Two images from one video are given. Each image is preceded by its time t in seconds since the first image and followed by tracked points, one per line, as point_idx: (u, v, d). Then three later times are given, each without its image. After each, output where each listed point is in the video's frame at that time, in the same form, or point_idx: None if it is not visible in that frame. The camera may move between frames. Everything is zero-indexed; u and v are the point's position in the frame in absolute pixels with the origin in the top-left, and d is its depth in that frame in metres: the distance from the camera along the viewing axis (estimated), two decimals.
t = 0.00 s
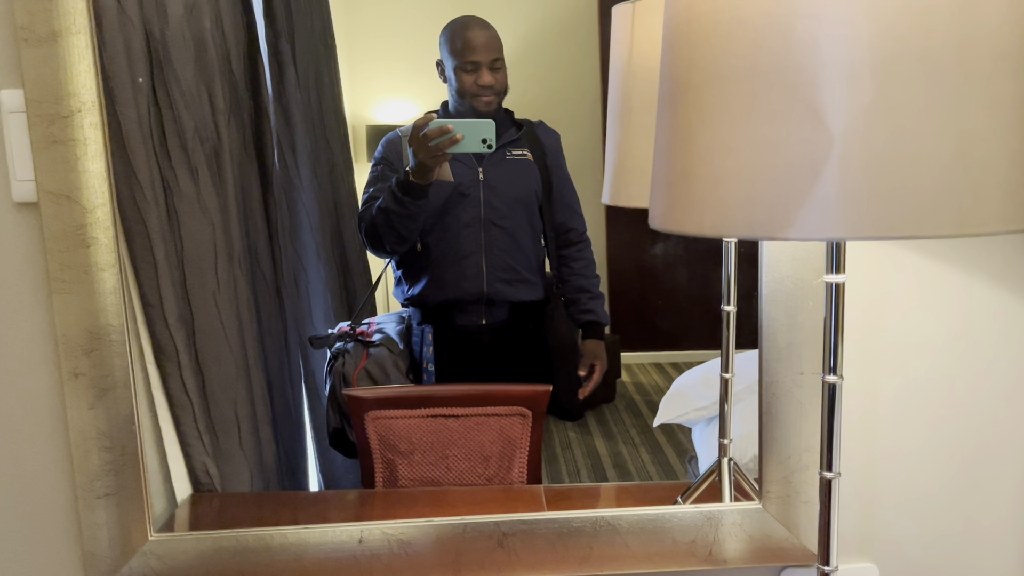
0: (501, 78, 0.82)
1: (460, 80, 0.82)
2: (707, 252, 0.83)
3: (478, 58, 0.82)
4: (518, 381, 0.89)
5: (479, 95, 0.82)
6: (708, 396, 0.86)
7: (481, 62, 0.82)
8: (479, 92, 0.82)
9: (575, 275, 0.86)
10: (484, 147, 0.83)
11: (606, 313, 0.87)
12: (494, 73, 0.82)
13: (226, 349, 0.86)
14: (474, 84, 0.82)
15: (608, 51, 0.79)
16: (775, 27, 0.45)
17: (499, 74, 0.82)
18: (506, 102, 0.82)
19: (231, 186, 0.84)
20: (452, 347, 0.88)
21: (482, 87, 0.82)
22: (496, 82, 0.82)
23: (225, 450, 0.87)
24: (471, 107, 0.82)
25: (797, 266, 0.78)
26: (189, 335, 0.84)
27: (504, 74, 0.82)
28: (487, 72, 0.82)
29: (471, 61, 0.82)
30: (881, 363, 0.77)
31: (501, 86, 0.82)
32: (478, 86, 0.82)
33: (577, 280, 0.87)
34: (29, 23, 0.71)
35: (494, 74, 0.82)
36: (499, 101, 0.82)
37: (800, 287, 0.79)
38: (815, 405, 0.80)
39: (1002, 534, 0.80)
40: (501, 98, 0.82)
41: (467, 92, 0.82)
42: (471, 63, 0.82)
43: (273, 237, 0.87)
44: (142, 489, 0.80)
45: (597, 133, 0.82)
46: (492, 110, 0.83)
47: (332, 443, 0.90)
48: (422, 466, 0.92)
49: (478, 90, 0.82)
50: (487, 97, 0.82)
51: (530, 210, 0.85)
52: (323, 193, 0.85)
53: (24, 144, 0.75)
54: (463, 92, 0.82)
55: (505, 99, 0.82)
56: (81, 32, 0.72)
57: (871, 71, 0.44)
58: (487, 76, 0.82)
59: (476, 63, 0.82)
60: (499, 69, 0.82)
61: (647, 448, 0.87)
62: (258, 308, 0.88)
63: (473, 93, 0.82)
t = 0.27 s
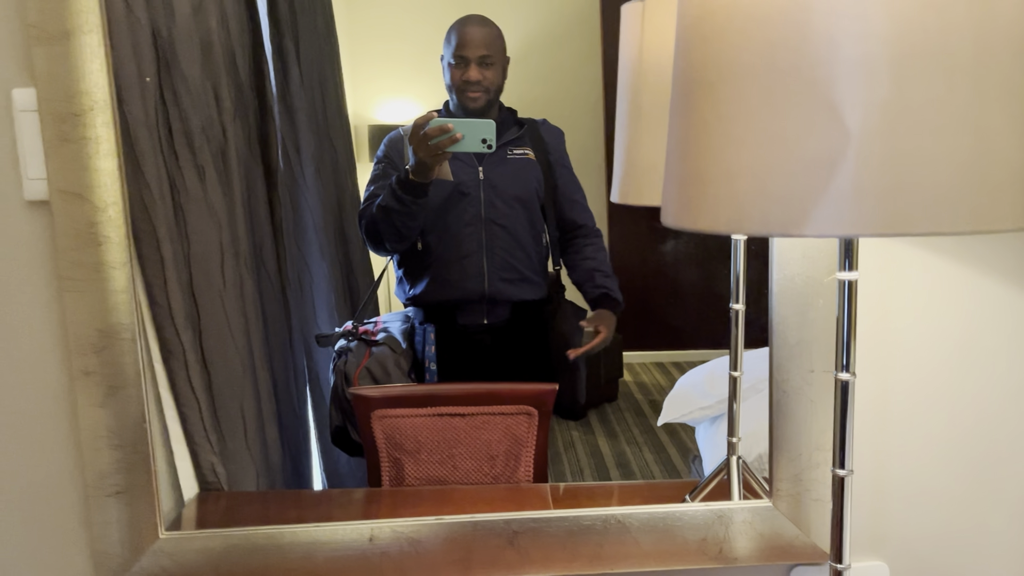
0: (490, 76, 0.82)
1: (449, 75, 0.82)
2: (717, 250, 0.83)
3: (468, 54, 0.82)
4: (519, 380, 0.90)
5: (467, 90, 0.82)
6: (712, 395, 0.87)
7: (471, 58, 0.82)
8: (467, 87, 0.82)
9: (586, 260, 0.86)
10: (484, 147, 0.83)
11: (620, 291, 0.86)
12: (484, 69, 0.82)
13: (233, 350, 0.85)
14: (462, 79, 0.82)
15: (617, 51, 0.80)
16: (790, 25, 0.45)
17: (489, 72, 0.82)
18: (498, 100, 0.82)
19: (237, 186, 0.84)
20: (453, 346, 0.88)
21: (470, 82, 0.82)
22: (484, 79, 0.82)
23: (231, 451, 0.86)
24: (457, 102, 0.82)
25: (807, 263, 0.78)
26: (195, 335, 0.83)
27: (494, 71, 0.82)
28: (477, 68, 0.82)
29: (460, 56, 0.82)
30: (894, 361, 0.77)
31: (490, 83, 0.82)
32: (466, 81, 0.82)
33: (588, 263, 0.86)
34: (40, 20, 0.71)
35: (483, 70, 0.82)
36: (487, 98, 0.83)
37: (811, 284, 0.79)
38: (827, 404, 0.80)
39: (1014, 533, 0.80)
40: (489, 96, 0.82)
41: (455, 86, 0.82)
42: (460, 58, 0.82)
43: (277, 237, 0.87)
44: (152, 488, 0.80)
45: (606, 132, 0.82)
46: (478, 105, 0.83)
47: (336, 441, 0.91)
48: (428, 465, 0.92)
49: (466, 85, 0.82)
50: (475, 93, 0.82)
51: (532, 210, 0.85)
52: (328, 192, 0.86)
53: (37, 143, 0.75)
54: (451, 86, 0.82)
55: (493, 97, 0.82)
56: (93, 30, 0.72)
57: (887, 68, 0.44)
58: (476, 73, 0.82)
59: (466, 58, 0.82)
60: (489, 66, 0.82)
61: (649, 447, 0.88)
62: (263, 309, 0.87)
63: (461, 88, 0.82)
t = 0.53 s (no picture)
0: (492, 76, 0.82)
1: (453, 75, 0.82)
2: (730, 248, 0.83)
3: (471, 54, 0.82)
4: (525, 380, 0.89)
5: (469, 90, 0.82)
6: (720, 395, 0.86)
7: (474, 58, 0.82)
8: (469, 87, 0.82)
9: (596, 271, 0.86)
10: (487, 148, 0.83)
11: (631, 306, 0.87)
12: (487, 69, 0.82)
13: (244, 348, 0.86)
14: (465, 79, 0.82)
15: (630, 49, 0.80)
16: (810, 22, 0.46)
17: (491, 72, 0.82)
18: (502, 101, 0.83)
19: (248, 186, 0.84)
20: (457, 346, 0.88)
21: (473, 82, 0.82)
22: (487, 79, 0.82)
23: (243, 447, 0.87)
24: (460, 101, 0.82)
25: (821, 261, 0.79)
26: (207, 333, 0.84)
27: (497, 71, 0.82)
28: (479, 67, 0.82)
29: (463, 55, 0.82)
30: (908, 359, 0.77)
31: (492, 83, 0.82)
32: (469, 80, 0.82)
33: (599, 275, 0.86)
34: (61, 21, 0.73)
35: (486, 70, 0.82)
36: (489, 99, 0.83)
37: (824, 282, 0.80)
38: (840, 401, 0.81)
39: None
40: (491, 95, 0.82)
41: (458, 86, 0.82)
42: (463, 58, 0.82)
43: (287, 237, 0.86)
44: (170, 482, 0.82)
45: (619, 130, 0.82)
46: (481, 105, 0.83)
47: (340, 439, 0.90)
48: (439, 464, 0.91)
49: (469, 85, 0.82)
50: (478, 93, 0.82)
51: (536, 209, 0.85)
52: (336, 192, 0.85)
53: (56, 142, 0.76)
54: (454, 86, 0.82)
55: (496, 98, 0.82)
56: (113, 30, 0.74)
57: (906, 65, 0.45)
58: (479, 72, 0.82)
59: (469, 58, 0.82)
60: (492, 66, 0.82)
61: (655, 446, 0.88)
62: (273, 309, 0.87)
63: (464, 87, 0.82)
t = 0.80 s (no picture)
0: (502, 75, 0.82)
1: (463, 74, 0.82)
2: (745, 248, 0.83)
3: (481, 53, 0.82)
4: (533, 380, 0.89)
5: (479, 89, 0.82)
6: (729, 396, 0.86)
7: (484, 57, 0.82)
8: (479, 86, 0.82)
9: (590, 281, 0.87)
10: (493, 149, 0.84)
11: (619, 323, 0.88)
12: (497, 68, 0.82)
13: (256, 349, 0.86)
14: (475, 78, 0.82)
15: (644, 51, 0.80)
16: (830, 23, 0.46)
17: (501, 71, 0.82)
18: (512, 101, 0.83)
19: (260, 188, 0.84)
20: (466, 345, 0.88)
21: (483, 81, 0.82)
22: (496, 78, 0.82)
23: (255, 448, 0.87)
24: (471, 101, 0.83)
25: (836, 262, 0.79)
26: (219, 334, 0.84)
27: (507, 70, 0.82)
28: (489, 67, 0.82)
29: (473, 55, 0.82)
30: (924, 360, 0.77)
31: (502, 82, 0.82)
32: (479, 79, 0.82)
33: (592, 287, 0.87)
34: (79, 22, 0.73)
35: (496, 69, 0.82)
36: (499, 98, 0.83)
37: (840, 281, 0.80)
38: (857, 401, 0.81)
39: None
40: (501, 95, 0.83)
41: (468, 86, 0.82)
42: (473, 57, 0.82)
43: (297, 238, 0.86)
44: (188, 482, 0.82)
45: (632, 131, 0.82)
46: (491, 105, 0.83)
47: (348, 438, 0.89)
48: (450, 464, 0.91)
49: (479, 84, 0.82)
50: (488, 92, 0.83)
51: (544, 210, 0.85)
52: (345, 194, 0.85)
53: (73, 143, 0.77)
54: (465, 85, 0.82)
55: (506, 97, 0.82)
56: (130, 31, 0.74)
57: (928, 66, 0.45)
58: (489, 71, 0.83)
59: (479, 57, 0.82)
60: (502, 65, 0.82)
61: (663, 448, 0.87)
62: (284, 311, 0.87)
63: (474, 86, 0.82)
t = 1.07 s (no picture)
0: (505, 78, 0.83)
1: (465, 77, 0.83)
2: (743, 251, 0.84)
3: (483, 55, 0.82)
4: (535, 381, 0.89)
5: (482, 91, 0.83)
6: (729, 398, 0.87)
7: (487, 60, 0.83)
8: (482, 88, 0.83)
9: (594, 282, 0.87)
10: (495, 151, 0.84)
11: (623, 322, 0.89)
12: (499, 71, 0.83)
13: (256, 350, 0.87)
14: (478, 80, 0.83)
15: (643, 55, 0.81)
16: (824, 28, 0.46)
17: (504, 74, 0.83)
18: (513, 103, 0.84)
19: (261, 190, 0.84)
20: (468, 347, 0.89)
21: (485, 83, 0.83)
22: (499, 80, 0.83)
23: (256, 449, 0.87)
24: (473, 104, 0.83)
25: (832, 265, 0.79)
26: (220, 335, 0.85)
27: (509, 73, 0.83)
28: (492, 69, 0.83)
29: (476, 57, 0.82)
30: (920, 362, 0.78)
31: (504, 85, 0.83)
32: (482, 82, 0.83)
33: (594, 288, 0.88)
34: (83, 26, 0.74)
35: (499, 72, 0.83)
36: (501, 100, 0.84)
37: (836, 285, 0.80)
38: (853, 403, 0.81)
39: None
40: (504, 97, 0.83)
41: (471, 88, 0.83)
42: (476, 59, 0.83)
43: (299, 241, 0.87)
44: (189, 482, 0.82)
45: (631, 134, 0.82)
46: (493, 107, 0.84)
47: (351, 439, 0.90)
48: (451, 465, 0.91)
49: (481, 86, 0.83)
50: (490, 94, 0.83)
51: (545, 212, 0.86)
52: (346, 196, 0.86)
53: (76, 146, 0.77)
54: (467, 87, 0.83)
55: (508, 100, 0.83)
56: (134, 36, 0.75)
57: (920, 71, 0.45)
58: (491, 74, 0.83)
59: (482, 60, 0.83)
60: (505, 68, 0.83)
61: (664, 450, 0.88)
62: (286, 312, 0.88)
63: (476, 88, 0.83)
